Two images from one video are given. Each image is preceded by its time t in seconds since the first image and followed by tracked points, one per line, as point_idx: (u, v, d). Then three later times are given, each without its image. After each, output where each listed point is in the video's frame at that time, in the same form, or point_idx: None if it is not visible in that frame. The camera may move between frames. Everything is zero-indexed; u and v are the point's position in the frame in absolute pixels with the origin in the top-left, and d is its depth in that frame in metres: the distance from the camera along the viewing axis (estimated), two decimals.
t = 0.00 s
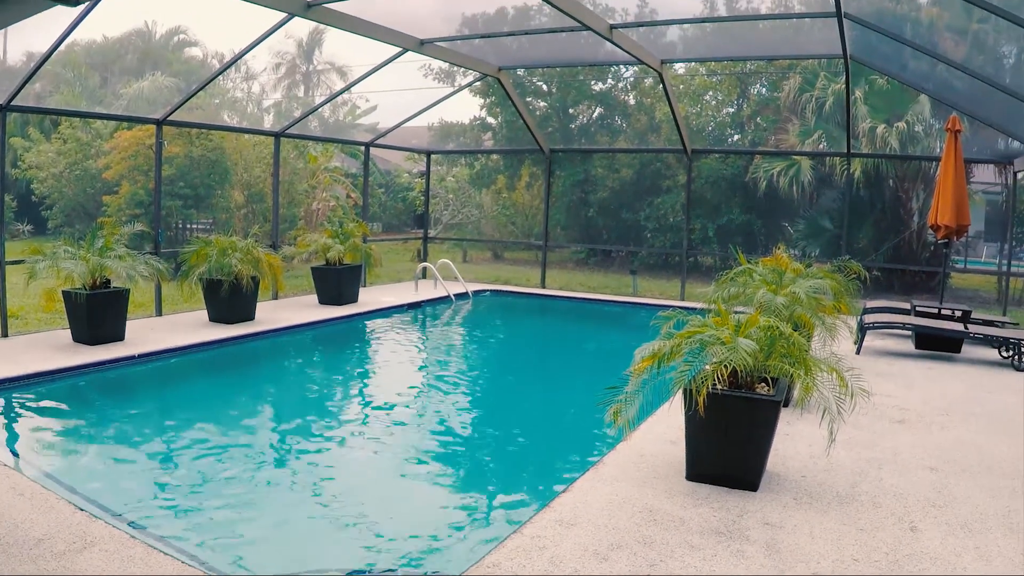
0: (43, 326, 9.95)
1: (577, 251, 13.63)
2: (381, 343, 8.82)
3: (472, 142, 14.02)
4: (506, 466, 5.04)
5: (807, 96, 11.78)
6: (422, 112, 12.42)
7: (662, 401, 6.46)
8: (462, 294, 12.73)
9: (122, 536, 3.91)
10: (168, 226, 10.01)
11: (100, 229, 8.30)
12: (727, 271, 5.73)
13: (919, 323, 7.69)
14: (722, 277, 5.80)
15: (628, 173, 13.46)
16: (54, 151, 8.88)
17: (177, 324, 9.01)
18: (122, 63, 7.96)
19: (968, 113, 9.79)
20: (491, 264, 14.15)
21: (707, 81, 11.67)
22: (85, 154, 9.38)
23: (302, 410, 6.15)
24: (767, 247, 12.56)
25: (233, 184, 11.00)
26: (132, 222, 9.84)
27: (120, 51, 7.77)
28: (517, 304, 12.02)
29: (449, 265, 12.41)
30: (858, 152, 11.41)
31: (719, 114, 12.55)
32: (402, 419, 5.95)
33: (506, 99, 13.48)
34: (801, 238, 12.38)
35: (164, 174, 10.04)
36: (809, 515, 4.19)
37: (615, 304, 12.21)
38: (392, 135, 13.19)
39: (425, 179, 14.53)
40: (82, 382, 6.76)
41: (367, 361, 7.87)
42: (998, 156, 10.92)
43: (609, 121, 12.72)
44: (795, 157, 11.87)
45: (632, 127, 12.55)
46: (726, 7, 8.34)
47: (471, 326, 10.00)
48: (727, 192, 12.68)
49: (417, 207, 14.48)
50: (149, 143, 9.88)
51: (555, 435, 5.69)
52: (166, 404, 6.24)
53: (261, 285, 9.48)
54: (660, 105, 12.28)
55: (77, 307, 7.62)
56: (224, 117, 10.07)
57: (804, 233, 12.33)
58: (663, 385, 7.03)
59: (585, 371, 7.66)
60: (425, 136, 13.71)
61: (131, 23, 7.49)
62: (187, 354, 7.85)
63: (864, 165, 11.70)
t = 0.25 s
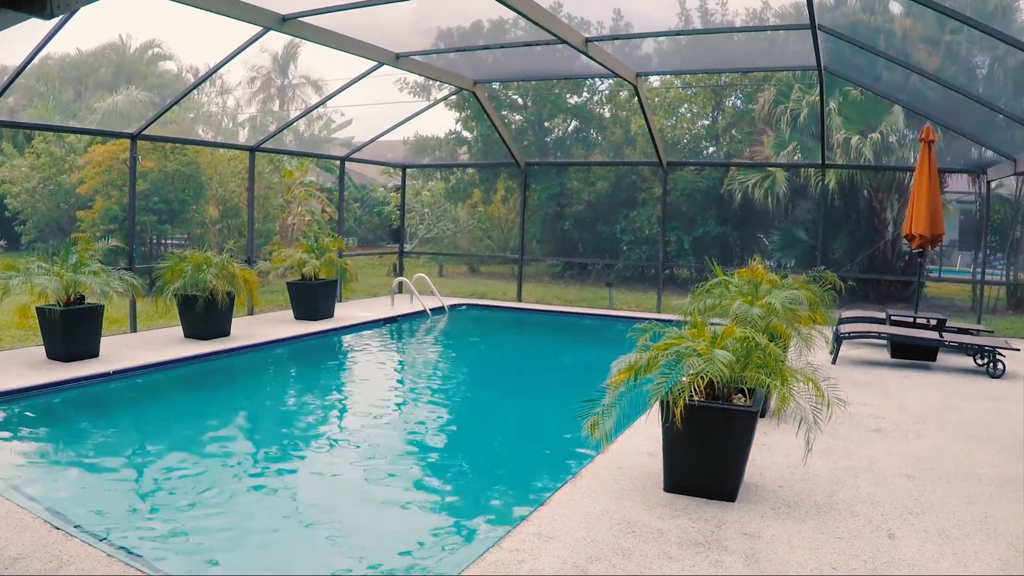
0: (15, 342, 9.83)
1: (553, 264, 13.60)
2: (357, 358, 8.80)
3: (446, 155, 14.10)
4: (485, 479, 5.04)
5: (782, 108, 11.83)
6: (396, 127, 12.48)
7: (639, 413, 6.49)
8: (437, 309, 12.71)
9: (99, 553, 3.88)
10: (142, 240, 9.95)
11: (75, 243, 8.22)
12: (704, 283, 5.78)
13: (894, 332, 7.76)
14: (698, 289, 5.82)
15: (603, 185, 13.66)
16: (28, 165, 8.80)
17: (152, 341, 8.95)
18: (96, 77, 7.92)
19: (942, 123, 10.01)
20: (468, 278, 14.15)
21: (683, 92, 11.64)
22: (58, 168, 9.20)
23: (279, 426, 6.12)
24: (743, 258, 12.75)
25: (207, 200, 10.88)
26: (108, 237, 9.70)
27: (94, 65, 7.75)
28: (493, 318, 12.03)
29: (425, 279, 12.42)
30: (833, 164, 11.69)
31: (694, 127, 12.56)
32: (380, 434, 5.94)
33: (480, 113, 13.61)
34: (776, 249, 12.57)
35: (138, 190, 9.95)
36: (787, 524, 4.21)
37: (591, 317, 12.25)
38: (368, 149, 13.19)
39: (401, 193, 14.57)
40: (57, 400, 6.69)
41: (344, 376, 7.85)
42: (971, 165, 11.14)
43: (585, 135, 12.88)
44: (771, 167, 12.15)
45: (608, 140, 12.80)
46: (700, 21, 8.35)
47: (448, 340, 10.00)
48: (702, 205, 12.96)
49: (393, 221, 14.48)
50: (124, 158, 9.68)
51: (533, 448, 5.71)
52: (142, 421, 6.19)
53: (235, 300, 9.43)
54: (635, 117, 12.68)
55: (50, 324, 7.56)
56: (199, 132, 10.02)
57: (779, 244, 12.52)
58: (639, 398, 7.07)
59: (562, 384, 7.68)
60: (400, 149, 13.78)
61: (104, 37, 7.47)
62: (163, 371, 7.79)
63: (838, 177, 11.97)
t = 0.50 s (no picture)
0: None
1: (530, 275, 13.69)
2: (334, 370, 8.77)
3: (422, 166, 14.07)
4: (463, 491, 5.03)
5: (757, 117, 11.93)
6: (372, 138, 12.49)
7: (618, 423, 6.51)
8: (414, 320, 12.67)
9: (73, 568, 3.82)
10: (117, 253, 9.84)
11: (49, 257, 8.17)
12: (680, 292, 5.87)
13: (870, 340, 7.81)
14: (675, 299, 5.92)
15: (580, 196, 13.74)
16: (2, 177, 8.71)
17: (126, 355, 8.87)
18: (70, 88, 7.84)
19: (918, 131, 10.02)
20: (445, 289, 14.14)
21: (658, 105, 11.61)
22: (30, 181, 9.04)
23: (255, 440, 6.08)
24: (719, 268, 12.84)
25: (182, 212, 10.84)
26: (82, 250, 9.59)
27: (68, 76, 7.65)
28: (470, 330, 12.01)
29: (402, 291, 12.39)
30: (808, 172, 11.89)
31: (670, 137, 12.44)
32: (358, 446, 5.91)
33: (458, 124, 13.29)
34: (752, 258, 12.68)
35: (114, 201, 9.89)
36: (766, 532, 4.22)
37: (568, 328, 12.28)
38: (345, 161, 13.26)
39: (377, 205, 14.58)
40: (31, 415, 6.61)
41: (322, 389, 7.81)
42: (946, 173, 11.26)
43: (561, 145, 12.90)
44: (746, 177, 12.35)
45: (584, 150, 12.84)
46: (676, 31, 8.40)
47: (425, 352, 9.98)
48: (677, 215, 12.94)
49: (370, 232, 14.47)
50: (98, 169, 9.62)
51: (510, 460, 5.70)
52: (117, 436, 6.12)
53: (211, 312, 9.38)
54: (611, 129, 12.84)
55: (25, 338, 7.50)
56: (175, 143, 9.96)
57: (755, 253, 12.63)
58: (617, 408, 7.09)
59: (539, 395, 7.69)
60: (377, 161, 13.81)
61: (80, 47, 7.38)
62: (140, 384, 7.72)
63: (814, 187, 12.22)
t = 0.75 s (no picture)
0: None
1: (507, 283, 13.63)
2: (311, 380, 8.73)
3: (399, 175, 14.03)
4: (441, 500, 5.02)
5: (734, 126, 12.36)
6: (348, 147, 12.50)
7: (596, 431, 6.52)
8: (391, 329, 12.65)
9: None
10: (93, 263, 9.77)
11: (24, 266, 8.09)
12: (656, 300, 5.90)
13: (848, 347, 7.86)
14: (652, 307, 5.95)
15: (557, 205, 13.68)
16: None
17: (102, 365, 8.79)
18: (46, 96, 7.76)
19: (892, 139, 10.14)
20: (422, 298, 14.11)
21: (635, 113, 11.78)
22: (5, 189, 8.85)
23: (233, 450, 6.04)
24: (696, 275, 12.89)
25: (159, 221, 10.84)
26: (57, 259, 9.43)
27: (44, 84, 7.57)
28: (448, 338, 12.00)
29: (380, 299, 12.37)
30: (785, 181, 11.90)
31: (648, 146, 12.64)
32: (336, 456, 5.89)
33: (434, 133, 13.77)
34: (729, 266, 12.73)
35: (90, 210, 9.80)
36: (745, 539, 4.23)
37: (545, 336, 12.30)
38: (322, 169, 13.30)
39: (354, 213, 14.63)
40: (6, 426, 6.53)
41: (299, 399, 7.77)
42: (922, 182, 11.48)
43: (538, 154, 12.87)
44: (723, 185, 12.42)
45: (561, 159, 12.84)
46: (653, 40, 8.46)
47: (403, 361, 9.96)
48: (655, 223, 13.06)
49: (347, 241, 14.47)
50: (74, 177, 9.53)
51: (487, 469, 5.69)
52: (92, 447, 6.07)
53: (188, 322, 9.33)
54: (589, 137, 12.89)
55: None
56: (150, 152, 9.93)
57: (732, 261, 12.68)
58: (594, 417, 7.11)
59: (516, 403, 7.68)
60: (354, 169, 13.86)
61: (57, 54, 7.34)
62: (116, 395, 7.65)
63: (790, 195, 12.21)
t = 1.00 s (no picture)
0: None
1: (485, 290, 13.65)
2: (290, 387, 8.69)
3: (377, 181, 14.03)
4: (420, 507, 5.01)
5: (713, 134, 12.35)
6: (326, 154, 12.51)
7: (574, 437, 6.53)
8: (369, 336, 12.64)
9: None
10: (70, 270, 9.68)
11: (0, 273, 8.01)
12: (634, 307, 5.93)
13: (825, 353, 7.91)
14: (630, 313, 5.97)
15: (534, 212, 13.53)
16: None
17: (77, 374, 8.72)
18: (23, 102, 7.70)
19: (869, 145, 10.23)
20: (399, 304, 14.22)
21: (611, 119, 12.04)
22: None
23: (211, 458, 6.00)
24: (674, 282, 12.96)
25: (137, 228, 10.80)
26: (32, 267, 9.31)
27: (20, 91, 7.52)
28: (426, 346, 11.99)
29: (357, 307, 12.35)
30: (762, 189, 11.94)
31: (625, 152, 12.95)
32: (315, 463, 5.87)
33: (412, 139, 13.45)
34: (707, 273, 12.82)
35: (65, 218, 9.76)
36: (724, 543, 4.24)
37: (524, 343, 12.32)
38: (298, 175, 13.32)
39: (331, 221, 14.69)
40: None
41: (279, 406, 7.74)
42: (899, 189, 11.63)
43: (516, 161, 12.82)
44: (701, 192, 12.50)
45: (538, 166, 12.82)
46: (631, 47, 8.51)
47: (382, 368, 9.94)
48: (633, 230, 13.06)
49: (324, 249, 14.52)
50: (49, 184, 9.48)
51: (466, 475, 5.69)
52: (69, 456, 6.01)
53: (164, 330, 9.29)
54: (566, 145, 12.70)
55: None
56: (127, 159, 9.88)
57: (710, 268, 12.77)
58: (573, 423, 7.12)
59: (495, 410, 7.68)
60: (331, 176, 13.90)
61: (34, 61, 7.29)
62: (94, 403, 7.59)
63: (767, 201, 12.30)
